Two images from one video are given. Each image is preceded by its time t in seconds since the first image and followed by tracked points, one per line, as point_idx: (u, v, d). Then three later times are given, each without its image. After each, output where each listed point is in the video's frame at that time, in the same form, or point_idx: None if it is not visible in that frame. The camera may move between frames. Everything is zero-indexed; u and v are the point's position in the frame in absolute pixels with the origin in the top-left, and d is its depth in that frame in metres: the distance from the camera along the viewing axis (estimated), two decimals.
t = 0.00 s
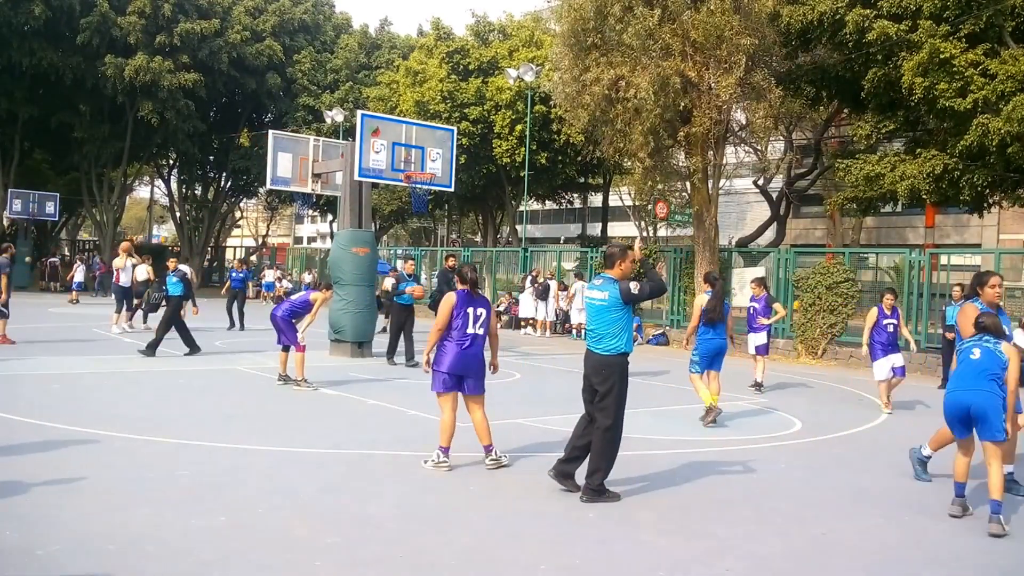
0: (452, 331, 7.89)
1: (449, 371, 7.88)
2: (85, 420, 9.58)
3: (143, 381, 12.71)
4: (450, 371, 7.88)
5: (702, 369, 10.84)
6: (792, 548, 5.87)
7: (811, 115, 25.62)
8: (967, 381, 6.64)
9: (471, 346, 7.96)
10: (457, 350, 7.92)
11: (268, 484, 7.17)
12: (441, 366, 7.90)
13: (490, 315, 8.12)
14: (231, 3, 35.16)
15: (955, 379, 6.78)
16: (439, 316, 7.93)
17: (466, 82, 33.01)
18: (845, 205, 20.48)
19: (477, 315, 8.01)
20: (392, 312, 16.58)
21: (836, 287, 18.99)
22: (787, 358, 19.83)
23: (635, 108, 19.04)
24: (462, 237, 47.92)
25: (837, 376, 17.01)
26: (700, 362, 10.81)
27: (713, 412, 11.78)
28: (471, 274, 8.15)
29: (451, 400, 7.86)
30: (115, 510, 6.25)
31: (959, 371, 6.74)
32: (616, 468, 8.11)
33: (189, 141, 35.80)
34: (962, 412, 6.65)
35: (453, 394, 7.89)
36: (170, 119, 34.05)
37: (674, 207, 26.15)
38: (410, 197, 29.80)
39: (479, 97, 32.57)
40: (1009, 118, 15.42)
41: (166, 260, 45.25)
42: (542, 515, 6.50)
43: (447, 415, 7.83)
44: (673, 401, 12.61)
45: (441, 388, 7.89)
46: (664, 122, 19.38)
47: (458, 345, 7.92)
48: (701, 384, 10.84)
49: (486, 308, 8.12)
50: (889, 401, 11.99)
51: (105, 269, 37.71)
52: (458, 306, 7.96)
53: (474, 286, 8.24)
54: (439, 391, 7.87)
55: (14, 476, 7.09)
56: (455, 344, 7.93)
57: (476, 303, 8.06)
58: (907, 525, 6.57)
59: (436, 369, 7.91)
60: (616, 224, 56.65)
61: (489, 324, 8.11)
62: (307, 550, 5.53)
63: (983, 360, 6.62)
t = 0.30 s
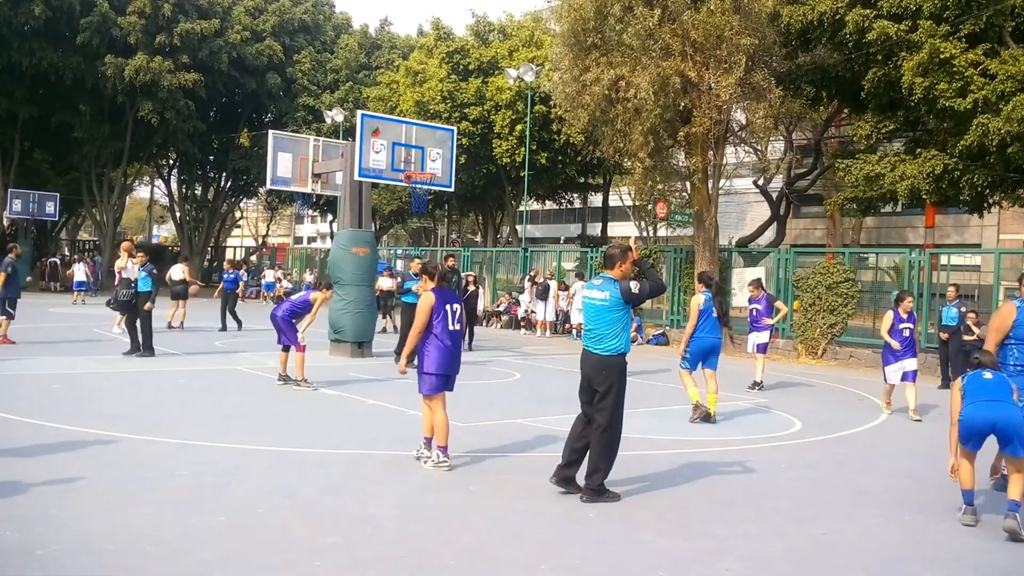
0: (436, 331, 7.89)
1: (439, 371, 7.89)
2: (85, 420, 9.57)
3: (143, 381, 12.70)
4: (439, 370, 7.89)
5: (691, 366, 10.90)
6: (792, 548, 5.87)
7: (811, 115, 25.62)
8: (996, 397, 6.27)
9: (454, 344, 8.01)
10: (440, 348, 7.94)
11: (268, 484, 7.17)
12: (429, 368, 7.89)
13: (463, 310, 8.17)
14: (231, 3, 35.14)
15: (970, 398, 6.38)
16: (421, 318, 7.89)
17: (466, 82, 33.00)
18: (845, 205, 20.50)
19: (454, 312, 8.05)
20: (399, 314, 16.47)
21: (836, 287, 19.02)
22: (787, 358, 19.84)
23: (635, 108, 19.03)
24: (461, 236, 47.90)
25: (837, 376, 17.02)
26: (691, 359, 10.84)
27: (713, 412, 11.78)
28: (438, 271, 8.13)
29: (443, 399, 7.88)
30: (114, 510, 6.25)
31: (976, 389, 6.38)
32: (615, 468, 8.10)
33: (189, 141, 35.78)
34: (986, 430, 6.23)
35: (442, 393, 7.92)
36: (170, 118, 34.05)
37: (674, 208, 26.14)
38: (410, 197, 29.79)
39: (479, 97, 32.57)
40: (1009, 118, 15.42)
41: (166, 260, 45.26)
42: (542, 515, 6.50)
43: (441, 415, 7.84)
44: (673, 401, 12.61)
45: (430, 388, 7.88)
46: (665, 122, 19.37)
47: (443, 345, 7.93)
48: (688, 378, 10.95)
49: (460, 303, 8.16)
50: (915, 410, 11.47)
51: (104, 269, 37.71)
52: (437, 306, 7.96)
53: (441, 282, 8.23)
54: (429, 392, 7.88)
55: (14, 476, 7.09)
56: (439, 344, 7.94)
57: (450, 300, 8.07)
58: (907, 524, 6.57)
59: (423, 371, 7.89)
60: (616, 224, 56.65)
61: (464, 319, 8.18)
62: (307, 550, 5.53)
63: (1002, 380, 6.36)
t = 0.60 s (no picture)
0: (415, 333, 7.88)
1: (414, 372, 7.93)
2: (85, 420, 9.57)
3: (143, 381, 12.70)
4: (414, 371, 7.94)
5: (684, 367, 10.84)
6: (791, 548, 5.86)
7: (811, 115, 25.62)
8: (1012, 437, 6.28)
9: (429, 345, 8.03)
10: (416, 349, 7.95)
11: (268, 484, 7.17)
12: (406, 369, 7.91)
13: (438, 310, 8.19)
14: (231, 3, 35.13)
15: (984, 434, 6.36)
16: (401, 319, 7.84)
17: (466, 82, 33.00)
18: (845, 205, 20.51)
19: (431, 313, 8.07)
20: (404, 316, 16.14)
21: (836, 287, 19.03)
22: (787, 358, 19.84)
23: (635, 108, 19.02)
24: (461, 236, 47.87)
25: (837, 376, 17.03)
26: (685, 360, 10.81)
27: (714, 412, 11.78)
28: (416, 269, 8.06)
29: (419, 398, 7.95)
30: (114, 510, 6.25)
31: (990, 426, 6.38)
32: (616, 469, 8.09)
33: (189, 141, 35.77)
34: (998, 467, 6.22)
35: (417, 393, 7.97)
36: (170, 118, 34.04)
37: (674, 208, 26.13)
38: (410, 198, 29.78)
39: (479, 97, 32.56)
40: (1009, 118, 15.42)
41: (166, 260, 45.24)
42: (542, 515, 6.50)
43: (419, 413, 7.90)
44: (674, 401, 12.61)
45: (404, 389, 7.91)
46: (665, 122, 19.36)
47: (418, 346, 7.95)
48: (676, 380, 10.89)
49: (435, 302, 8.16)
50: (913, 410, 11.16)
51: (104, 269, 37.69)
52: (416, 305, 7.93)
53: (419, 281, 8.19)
54: (404, 393, 7.91)
55: (14, 476, 7.08)
56: (415, 345, 7.95)
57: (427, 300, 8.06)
58: (907, 524, 6.57)
59: (398, 370, 7.91)
60: (616, 224, 56.66)
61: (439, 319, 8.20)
62: (307, 550, 5.53)
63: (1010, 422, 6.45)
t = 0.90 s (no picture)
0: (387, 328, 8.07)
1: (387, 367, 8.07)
2: (85, 419, 9.57)
3: (143, 381, 12.69)
4: (385, 366, 8.06)
5: (671, 366, 10.85)
6: (792, 548, 5.86)
7: (811, 115, 25.63)
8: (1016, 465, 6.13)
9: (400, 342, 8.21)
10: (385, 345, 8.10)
11: (268, 484, 7.16)
12: (379, 363, 8.03)
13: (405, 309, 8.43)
14: (231, 3, 35.13)
15: (987, 463, 6.26)
16: (376, 313, 8.01)
17: (466, 82, 33.00)
18: (845, 205, 20.51)
19: (400, 311, 8.29)
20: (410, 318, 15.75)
21: (836, 287, 19.01)
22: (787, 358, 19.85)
23: (635, 108, 19.03)
24: (461, 236, 47.86)
25: (837, 376, 17.02)
26: (670, 358, 10.84)
27: (713, 412, 11.77)
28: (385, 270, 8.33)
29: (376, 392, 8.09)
30: (114, 510, 6.24)
31: (996, 454, 6.26)
32: (617, 469, 8.09)
33: (189, 141, 35.78)
34: (998, 501, 6.15)
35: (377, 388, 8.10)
36: (170, 119, 34.03)
37: (674, 208, 26.14)
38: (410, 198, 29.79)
39: (479, 97, 32.56)
40: (1009, 118, 15.42)
41: (167, 260, 45.22)
42: (543, 514, 6.50)
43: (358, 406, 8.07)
44: (674, 401, 12.60)
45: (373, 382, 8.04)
46: (665, 122, 19.36)
47: (391, 342, 8.11)
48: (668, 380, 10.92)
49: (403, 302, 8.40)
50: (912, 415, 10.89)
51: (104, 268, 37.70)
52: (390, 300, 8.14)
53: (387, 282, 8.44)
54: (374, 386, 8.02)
55: (14, 476, 7.08)
56: (386, 341, 8.10)
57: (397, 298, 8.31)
58: (908, 524, 6.57)
59: (373, 364, 8.00)
60: (616, 224, 56.69)
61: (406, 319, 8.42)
62: (307, 550, 5.52)
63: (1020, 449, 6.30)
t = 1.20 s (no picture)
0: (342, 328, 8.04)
1: (349, 368, 8.08)
2: (85, 420, 9.56)
3: (143, 381, 12.69)
4: (347, 367, 8.08)
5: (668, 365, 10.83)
6: (791, 548, 5.86)
7: (811, 114, 25.63)
8: (1018, 467, 6.13)
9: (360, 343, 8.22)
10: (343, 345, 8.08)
11: (268, 483, 7.16)
12: (342, 365, 8.04)
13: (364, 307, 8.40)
14: (231, 3, 35.14)
15: (988, 465, 6.25)
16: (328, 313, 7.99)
17: (466, 82, 33.00)
18: (845, 205, 20.51)
19: (360, 310, 8.24)
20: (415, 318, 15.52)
21: (836, 287, 19.02)
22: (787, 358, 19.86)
23: (635, 108, 19.03)
24: (461, 236, 47.86)
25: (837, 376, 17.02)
26: (665, 358, 10.82)
27: (713, 412, 11.78)
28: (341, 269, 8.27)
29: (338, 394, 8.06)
30: (114, 510, 6.24)
31: (996, 457, 6.25)
32: (616, 469, 8.09)
33: (189, 141, 35.77)
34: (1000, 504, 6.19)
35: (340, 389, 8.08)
36: (170, 119, 34.03)
37: (674, 208, 26.15)
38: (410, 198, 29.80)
39: (479, 97, 32.54)
40: (1009, 118, 15.41)
41: (167, 260, 45.21)
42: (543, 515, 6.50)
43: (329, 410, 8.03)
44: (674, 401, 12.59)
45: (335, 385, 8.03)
46: (665, 122, 19.35)
47: (350, 342, 8.10)
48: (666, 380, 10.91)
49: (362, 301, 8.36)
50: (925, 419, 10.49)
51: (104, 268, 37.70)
52: (343, 302, 8.09)
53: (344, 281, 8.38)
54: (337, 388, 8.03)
55: (13, 475, 7.07)
56: (342, 342, 8.08)
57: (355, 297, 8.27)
58: (908, 524, 6.57)
59: (335, 367, 8.01)
60: (616, 224, 56.69)
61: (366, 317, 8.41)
62: (307, 550, 5.52)
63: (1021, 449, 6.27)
